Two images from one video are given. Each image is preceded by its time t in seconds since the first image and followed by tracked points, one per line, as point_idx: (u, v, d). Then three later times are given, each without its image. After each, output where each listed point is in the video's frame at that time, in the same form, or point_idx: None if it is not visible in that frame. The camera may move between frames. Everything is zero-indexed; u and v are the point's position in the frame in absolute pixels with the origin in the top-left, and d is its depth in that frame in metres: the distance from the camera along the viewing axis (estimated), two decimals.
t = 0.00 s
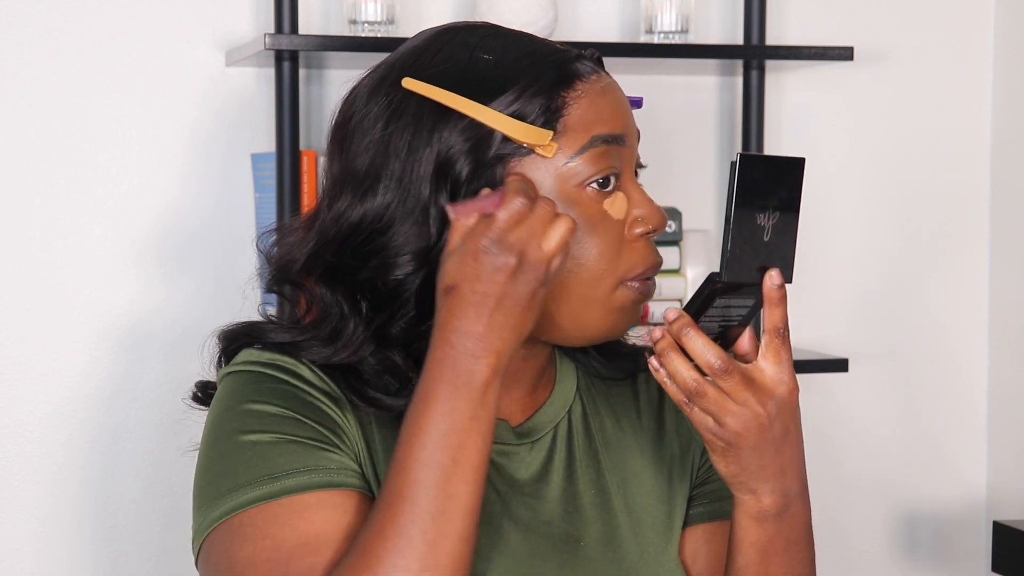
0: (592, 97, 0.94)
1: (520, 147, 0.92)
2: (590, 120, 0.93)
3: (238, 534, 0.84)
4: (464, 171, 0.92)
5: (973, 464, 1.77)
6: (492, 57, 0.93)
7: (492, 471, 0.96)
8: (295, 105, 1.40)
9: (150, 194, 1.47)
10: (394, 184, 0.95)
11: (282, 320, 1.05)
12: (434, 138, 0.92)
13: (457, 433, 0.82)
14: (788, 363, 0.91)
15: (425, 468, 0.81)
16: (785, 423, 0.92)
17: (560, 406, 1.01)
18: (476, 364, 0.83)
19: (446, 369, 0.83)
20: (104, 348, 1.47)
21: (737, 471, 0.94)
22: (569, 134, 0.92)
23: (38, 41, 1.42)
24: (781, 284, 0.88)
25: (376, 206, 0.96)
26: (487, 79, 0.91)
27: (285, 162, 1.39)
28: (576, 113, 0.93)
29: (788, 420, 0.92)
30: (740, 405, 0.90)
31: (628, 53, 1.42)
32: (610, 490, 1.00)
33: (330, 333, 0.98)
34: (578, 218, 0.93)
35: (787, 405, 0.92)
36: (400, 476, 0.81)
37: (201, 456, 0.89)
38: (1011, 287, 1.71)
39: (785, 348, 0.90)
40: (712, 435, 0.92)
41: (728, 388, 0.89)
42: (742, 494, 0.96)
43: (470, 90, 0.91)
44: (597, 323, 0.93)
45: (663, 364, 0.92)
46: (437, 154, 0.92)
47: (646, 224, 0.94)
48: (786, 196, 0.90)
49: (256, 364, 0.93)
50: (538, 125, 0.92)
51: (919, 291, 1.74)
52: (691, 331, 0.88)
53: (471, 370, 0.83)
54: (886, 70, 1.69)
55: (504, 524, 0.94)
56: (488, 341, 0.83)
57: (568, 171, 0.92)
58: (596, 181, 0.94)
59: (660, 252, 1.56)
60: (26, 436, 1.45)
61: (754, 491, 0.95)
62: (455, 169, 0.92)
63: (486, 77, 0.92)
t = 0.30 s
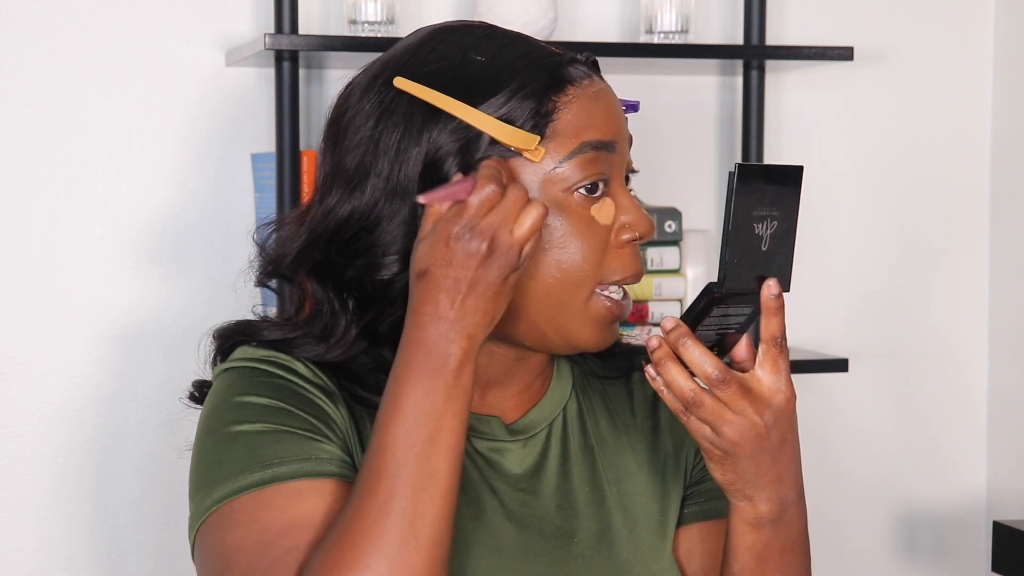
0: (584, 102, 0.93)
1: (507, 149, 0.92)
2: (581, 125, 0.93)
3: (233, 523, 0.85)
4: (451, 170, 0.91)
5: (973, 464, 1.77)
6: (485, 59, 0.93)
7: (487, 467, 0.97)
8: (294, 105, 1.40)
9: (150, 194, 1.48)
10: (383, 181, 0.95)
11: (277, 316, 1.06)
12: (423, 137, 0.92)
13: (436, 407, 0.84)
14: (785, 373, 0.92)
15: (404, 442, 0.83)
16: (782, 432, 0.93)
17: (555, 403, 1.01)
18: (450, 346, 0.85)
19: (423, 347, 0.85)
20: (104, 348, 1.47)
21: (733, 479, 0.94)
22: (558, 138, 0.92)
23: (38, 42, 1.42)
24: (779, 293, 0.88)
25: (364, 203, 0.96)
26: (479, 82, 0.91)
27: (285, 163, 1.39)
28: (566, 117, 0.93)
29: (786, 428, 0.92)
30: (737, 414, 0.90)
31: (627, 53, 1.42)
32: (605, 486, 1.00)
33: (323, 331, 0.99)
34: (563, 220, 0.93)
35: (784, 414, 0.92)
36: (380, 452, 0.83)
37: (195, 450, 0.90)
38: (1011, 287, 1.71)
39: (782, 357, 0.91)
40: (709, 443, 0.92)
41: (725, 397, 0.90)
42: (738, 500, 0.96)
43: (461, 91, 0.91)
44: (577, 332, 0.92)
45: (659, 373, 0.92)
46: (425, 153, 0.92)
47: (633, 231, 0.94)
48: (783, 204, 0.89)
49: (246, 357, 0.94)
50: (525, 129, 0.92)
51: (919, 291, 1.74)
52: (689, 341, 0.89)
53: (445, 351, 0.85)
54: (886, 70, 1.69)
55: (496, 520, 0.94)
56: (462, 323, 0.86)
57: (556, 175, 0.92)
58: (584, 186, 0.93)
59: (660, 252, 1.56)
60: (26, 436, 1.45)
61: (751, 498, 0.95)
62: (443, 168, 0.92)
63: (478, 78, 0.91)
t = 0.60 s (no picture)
0: (552, 100, 0.92)
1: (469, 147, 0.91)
2: (548, 124, 0.92)
3: (216, 534, 0.84)
4: (415, 165, 0.92)
5: (973, 464, 1.77)
6: (458, 56, 0.93)
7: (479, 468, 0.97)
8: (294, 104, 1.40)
9: (150, 194, 1.48)
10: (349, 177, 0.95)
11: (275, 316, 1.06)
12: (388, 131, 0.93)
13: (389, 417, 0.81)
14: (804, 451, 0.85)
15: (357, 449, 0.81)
16: (797, 505, 0.87)
17: (550, 406, 1.01)
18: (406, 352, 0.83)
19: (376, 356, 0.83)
20: (104, 348, 1.47)
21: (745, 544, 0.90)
22: (522, 134, 0.91)
23: (38, 42, 1.42)
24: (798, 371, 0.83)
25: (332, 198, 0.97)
26: (448, 77, 0.92)
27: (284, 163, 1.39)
28: (532, 114, 0.92)
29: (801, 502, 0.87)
30: (750, 488, 0.85)
31: (627, 53, 1.42)
32: (600, 490, 1.00)
33: (303, 329, 1.00)
34: (530, 221, 0.91)
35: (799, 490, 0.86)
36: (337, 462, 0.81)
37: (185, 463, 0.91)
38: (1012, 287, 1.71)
39: (800, 431, 0.84)
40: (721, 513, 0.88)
41: (738, 471, 0.85)
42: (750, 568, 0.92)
43: (430, 87, 0.92)
44: (546, 332, 0.91)
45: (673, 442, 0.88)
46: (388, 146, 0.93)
47: (602, 231, 0.92)
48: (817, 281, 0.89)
49: (233, 368, 0.94)
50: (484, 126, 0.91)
51: (920, 291, 1.74)
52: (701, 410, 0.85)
53: (402, 356, 0.83)
54: (886, 70, 1.69)
55: (487, 521, 0.94)
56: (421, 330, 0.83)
57: (521, 175, 0.91)
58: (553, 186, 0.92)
59: (660, 252, 1.56)
60: (26, 436, 1.45)
61: (763, 565, 0.91)
62: (408, 163, 0.92)
63: (447, 75, 0.92)
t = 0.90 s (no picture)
0: (519, 99, 0.92)
1: (431, 142, 0.92)
2: (510, 120, 0.92)
3: (182, 494, 0.88)
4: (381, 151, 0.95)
5: (973, 464, 1.77)
6: (436, 52, 0.94)
7: (477, 467, 0.96)
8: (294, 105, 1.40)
9: (150, 194, 1.48)
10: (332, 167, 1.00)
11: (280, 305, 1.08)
12: (363, 117, 0.96)
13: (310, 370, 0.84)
14: None
15: (280, 400, 0.83)
16: None
17: (554, 409, 1.01)
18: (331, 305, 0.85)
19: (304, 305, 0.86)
20: (104, 348, 1.47)
21: None
22: (484, 129, 0.92)
23: (38, 42, 1.42)
24: None
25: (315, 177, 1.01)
26: (420, 70, 0.93)
27: (284, 163, 1.39)
28: (497, 109, 0.92)
29: None
30: None
31: (627, 53, 1.42)
32: (600, 496, 0.99)
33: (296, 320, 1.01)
34: (488, 213, 0.91)
35: None
36: (265, 414, 0.83)
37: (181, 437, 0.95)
38: (1012, 287, 1.71)
39: None
40: None
41: None
42: None
43: (401, 79, 0.94)
44: (504, 328, 0.91)
45: None
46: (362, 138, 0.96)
47: (566, 232, 0.91)
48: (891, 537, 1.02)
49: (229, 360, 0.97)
50: (448, 122, 0.92)
51: (921, 292, 1.74)
52: None
53: (329, 308, 0.85)
54: (887, 70, 1.69)
55: (485, 520, 0.95)
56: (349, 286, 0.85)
57: (482, 169, 0.91)
58: (518, 184, 0.91)
59: (660, 252, 1.56)
60: (26, 436, 1.45)
61: None
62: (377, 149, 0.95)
63: (419, 69, 0.94)
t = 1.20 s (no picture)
0: (521, 103, 0.92)
1: (432, 145, 0.92)
2: (511, 125, 0.92)
3: (183, 497, 0.88)
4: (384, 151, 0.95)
5: (973, 463, 1.77)
6: (439, 53, 0.94)
7: (479, 467, 0.96)
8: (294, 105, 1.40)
9: (149, 194, 1.48)
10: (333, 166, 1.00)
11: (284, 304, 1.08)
12: (366, 116, 0.96)
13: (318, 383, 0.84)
14: None
15: (287, 410, 0.83)
16: None
17: (556, 410, 1.02)
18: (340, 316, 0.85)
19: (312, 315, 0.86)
20: (104, 348, 1.47)
21: None
22: (485, 132, 0.92)
23: (38, 41, 1.42)
24: None
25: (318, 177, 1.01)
26: (423, 71, 0.93)
27: (284, 164, 1.39)
28: (498, 113, 0.92)
29: None
30: None
31: (628, 53, 1.42)
32: (602, 497, 1.00)
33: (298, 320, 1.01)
34: (487, 217, 0.91)
35: None
36: (270, 425, 0.83)
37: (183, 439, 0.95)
38: (1012, 286, 1.71)
39: None
40: None
41: None
42: None
43: (404, 80, 0.94)
44: (503, 332, 0.91)
45: None
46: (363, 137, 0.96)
47: (563, 238, 0.91)
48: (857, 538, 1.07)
49: (231, 362, 0.96)
50: (448, 124, 0.92)
51: (921, 292, 1.74)
52: None
53: (335, 318, 0.85)
54: (886, 70, 1.69)
55: (486, 521, 0.95)
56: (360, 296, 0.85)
57: (483, 173, 0.91)
58: (518, 189, 0.91)
59: (660, 252, 1.56)
60: (26, 436, 1.44)
61: None
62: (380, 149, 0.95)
63: (423, 70, 0.94)
